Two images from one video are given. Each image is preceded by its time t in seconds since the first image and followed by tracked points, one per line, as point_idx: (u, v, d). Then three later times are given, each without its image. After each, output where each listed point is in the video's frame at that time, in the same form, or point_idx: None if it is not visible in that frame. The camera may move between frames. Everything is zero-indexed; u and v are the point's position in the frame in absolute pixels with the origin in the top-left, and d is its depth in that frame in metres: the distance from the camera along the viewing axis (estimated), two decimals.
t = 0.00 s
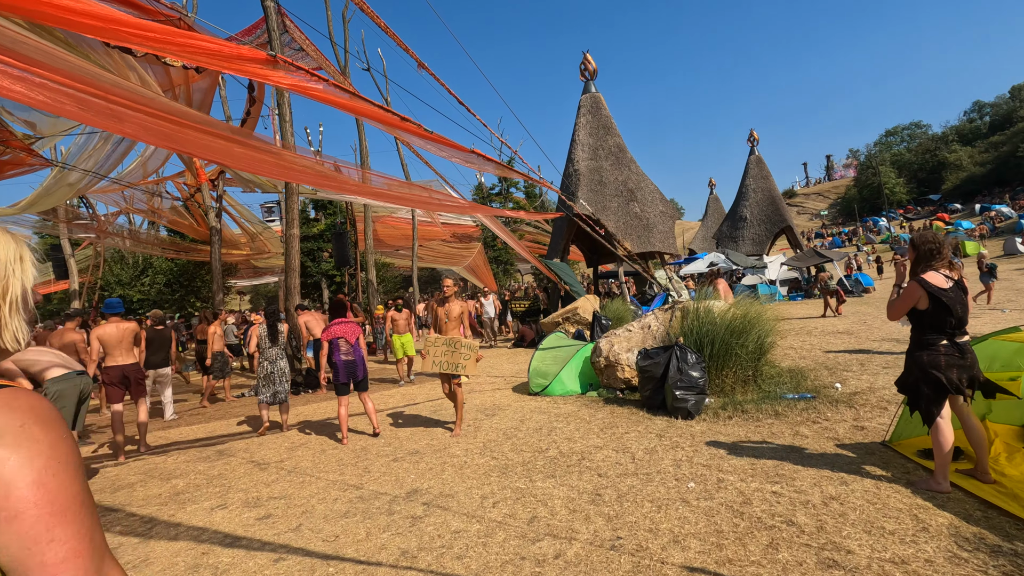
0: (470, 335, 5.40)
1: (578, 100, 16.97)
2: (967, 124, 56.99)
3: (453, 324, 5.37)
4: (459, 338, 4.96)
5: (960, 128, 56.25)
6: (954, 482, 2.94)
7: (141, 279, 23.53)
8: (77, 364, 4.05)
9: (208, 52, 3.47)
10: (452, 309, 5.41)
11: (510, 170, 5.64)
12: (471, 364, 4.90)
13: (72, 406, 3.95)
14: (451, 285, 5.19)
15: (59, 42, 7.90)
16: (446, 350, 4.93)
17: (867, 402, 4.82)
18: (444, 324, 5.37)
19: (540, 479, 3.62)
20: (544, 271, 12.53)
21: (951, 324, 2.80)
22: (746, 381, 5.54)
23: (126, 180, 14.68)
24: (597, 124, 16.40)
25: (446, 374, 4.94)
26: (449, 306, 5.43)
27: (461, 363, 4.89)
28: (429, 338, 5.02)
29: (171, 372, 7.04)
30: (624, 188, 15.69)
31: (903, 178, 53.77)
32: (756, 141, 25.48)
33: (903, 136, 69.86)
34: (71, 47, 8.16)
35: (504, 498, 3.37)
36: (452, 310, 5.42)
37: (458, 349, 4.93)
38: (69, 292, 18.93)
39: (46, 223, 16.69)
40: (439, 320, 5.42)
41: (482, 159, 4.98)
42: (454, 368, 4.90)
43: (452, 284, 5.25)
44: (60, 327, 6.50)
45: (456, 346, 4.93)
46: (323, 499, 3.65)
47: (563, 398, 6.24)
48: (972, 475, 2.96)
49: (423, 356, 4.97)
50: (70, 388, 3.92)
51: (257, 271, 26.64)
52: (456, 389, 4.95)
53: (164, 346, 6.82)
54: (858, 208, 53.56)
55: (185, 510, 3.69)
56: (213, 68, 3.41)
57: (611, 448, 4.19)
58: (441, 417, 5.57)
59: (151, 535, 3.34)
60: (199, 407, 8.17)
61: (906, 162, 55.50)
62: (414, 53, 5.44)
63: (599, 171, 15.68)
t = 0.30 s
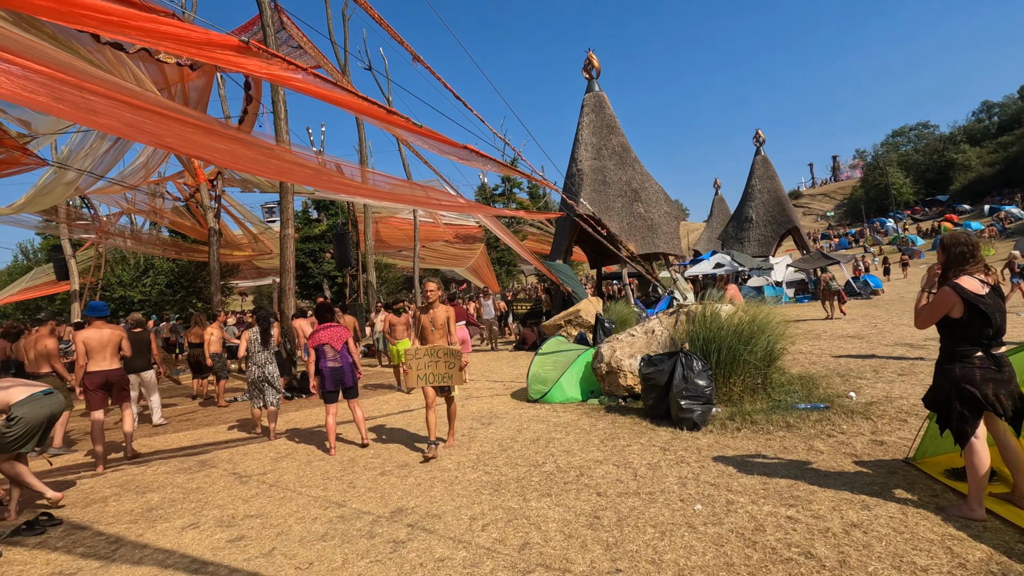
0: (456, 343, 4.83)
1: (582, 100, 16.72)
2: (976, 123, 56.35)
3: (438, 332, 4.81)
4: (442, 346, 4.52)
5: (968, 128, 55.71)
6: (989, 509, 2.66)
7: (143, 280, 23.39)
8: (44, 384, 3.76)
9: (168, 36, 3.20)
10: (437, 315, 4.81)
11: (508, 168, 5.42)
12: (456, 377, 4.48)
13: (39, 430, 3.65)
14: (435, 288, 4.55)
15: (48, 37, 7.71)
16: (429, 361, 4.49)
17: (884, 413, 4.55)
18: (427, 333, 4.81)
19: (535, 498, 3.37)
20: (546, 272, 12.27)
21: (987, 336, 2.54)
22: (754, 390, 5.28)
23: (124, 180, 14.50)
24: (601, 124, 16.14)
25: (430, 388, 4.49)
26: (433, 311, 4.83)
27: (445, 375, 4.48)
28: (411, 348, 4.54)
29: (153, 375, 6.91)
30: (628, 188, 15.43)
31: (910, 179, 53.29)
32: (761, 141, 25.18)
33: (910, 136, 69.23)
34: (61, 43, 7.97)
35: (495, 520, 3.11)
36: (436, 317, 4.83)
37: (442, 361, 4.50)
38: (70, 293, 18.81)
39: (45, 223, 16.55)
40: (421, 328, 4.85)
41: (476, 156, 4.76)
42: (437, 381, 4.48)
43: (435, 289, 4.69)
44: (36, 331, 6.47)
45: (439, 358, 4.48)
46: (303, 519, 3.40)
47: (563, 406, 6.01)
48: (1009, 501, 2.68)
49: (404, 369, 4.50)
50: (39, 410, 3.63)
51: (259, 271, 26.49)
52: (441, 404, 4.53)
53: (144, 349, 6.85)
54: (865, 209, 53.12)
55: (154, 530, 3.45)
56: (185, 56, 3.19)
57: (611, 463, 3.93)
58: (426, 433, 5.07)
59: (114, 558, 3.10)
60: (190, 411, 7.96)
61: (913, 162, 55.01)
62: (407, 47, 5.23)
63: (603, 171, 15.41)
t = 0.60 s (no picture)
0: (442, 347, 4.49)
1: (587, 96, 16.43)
2: (987, 122, 55.63)
3: (422, 334, 4.44)
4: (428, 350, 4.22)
5: (979, 127, 54.99)
6: None
7: (146, 279, 23.22)
8: (20, 410, 3.51)
9: (134, 10, 2.98)
10: (420, 315, 4.44)
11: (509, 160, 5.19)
12: (443, 385, 4.15)
13: (5, 461, 3.35)
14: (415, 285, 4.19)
15: (39, 29, 7.51)
16: (412, 367, 4.16)
17: (909, 420, 4.25)
18: (410, 335, 4.44)
19: (533, 515, 3.10)
20: (551, 272, 11.99)
21: None
22: (768, 395, 4.98)
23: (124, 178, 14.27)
24: (606, 121, 15.84)
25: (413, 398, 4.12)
26: (416, 311, 4.44)
27: (430, 383, 4.12)
28: (392, 352, 4.20)
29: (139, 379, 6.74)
30: (634, 185, 15.13)
31: (920, 178, 52.62)
32: (770, 139, 24.79)
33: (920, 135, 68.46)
34: (52, 35, 7.76)
35: (488, 539, 2.84)
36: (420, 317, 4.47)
37: (427, 368, 4.17)
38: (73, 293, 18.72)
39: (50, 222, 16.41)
40: (402, 330, 4.48)
41: (475, 145, 4.53)
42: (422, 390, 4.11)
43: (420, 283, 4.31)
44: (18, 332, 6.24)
45: (424, 363, 4.16)
46: (283, 535, 3.15)
47: (567, 411, 5.73)
48: None
49: (384, 374, 4.16)
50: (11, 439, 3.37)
51: (262, 271, 26.38)
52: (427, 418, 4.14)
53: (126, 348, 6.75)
54: (874, 209, 52.51)
55: (124, 545, 3.20)
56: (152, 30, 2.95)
57: (617, 474, 3.65)
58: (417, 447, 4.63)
59: None
60: (183, 413, 7.74)
61: (923, 161, 54.33)
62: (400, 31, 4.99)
63: (609, 169, 15.10)
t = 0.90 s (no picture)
0: (425, 360, 3.99)
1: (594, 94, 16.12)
2: (1001, 120, 54.80)
3: (404, 346, 3.96)
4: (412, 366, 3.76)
5: (993, 125, 54.17)
6: None
7: (151, 279, 23.09)
8: None
9: None
10: (402, 325, 3.96)
11: (516, 157, 4.90)
12: (429, 407, 3.66)
13: None
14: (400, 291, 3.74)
15: (32, 23, 7.31)
16: (394, 386, 3.69)
17: (941, 433, 3.95)
18: (392, 349, 3.96)
19: (536, 540, 2.84)
20: (558, 272, 11.71)
21: None
22: (787, 404, 4.70)
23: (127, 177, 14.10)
24: (614, 118, 15.52)
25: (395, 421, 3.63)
26: (397, 321, 3.95)
27: (414, 405, 3.62)
28: (369, 369, 3.74)
29: (129, 382, 6.58)
30: (642, 184, 14.83)
31: (932, 177, 51.87)
32: (780, 138, 24.38)
33: (932, 134, 67.57)
34: (47, 30, 7.57)
35: (487, 569, 2.59)
36: (401, 328, 3.99)
37: (410, 387, 3.68)
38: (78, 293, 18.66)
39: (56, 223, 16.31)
40: (382, 343, 3.99)
41: (479, 140, 4.25)
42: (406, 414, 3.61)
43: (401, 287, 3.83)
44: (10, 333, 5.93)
45: (407, 382, 3.68)
46: (264, 560, 2.90)
47: (575, 419, 5.47)
48: None
49: (361, 394, 3.68)
50: None
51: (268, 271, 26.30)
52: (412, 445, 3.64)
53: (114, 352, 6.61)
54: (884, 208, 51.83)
55: (95, 570, 2.97)
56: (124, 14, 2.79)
57: (627, 492, 3.38)
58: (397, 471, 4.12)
59: None
60: (180, 418, 7.55)
61: (935, 160, 53.61)
62: (399, 21, 4.74)
63: (616, 167, 14.78)
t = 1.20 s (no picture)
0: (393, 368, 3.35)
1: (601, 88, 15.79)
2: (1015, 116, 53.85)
3: (367, 348, 3.41)
4: (372, 371, 3.20)
5: (1006, 121, 53.26)
6: None
7: (156, 278, 22.91)
8: None
9: None
10: (365, 322, 3.40)
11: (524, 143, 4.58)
12: (389, 421, 3.09)
13: None
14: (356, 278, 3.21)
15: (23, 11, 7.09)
16: (351, 394, 3.17)
17: (980, 440, 3.64)
18: (353, 349, 3.43)
19: (537, 560, 2.56)
20: (563, 270, 11.40)
21: None
22: (809, 408, 4.39)
23: (128, 173, 13.91)
24: (621, 112, 15.18)
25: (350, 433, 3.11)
26: (359, 317, 3.41)
27: (372, 418, 3.10)
28: (324, 372, 3.25)
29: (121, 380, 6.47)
30: (650, 179, 14.50)
31: (945, 174, 51.06)
32: (790, 133, 23.95)
33: (944, 130, 66.61)
34: (38, 19, 7.36)
35: None
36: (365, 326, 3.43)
37: (367, 396, 3.13)
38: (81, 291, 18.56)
39: (60, 221, 16.21)
40: (345, 341, 3.48)
41: (480, 123, 3.94)
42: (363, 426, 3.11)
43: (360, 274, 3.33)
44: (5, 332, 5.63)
45: (362, 390, 3.13)
46: None
47: (582, 422, 5.18)
48: None
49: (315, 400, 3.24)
50: None
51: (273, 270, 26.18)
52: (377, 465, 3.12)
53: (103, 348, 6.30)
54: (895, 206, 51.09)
55: None
56: None
57: (639, 504, 3.10)
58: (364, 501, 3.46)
59: None
60: (174, 418, 7.33)
61: (947, 158, 52.82)
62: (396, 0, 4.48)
63: (624, 162, 14.45)
